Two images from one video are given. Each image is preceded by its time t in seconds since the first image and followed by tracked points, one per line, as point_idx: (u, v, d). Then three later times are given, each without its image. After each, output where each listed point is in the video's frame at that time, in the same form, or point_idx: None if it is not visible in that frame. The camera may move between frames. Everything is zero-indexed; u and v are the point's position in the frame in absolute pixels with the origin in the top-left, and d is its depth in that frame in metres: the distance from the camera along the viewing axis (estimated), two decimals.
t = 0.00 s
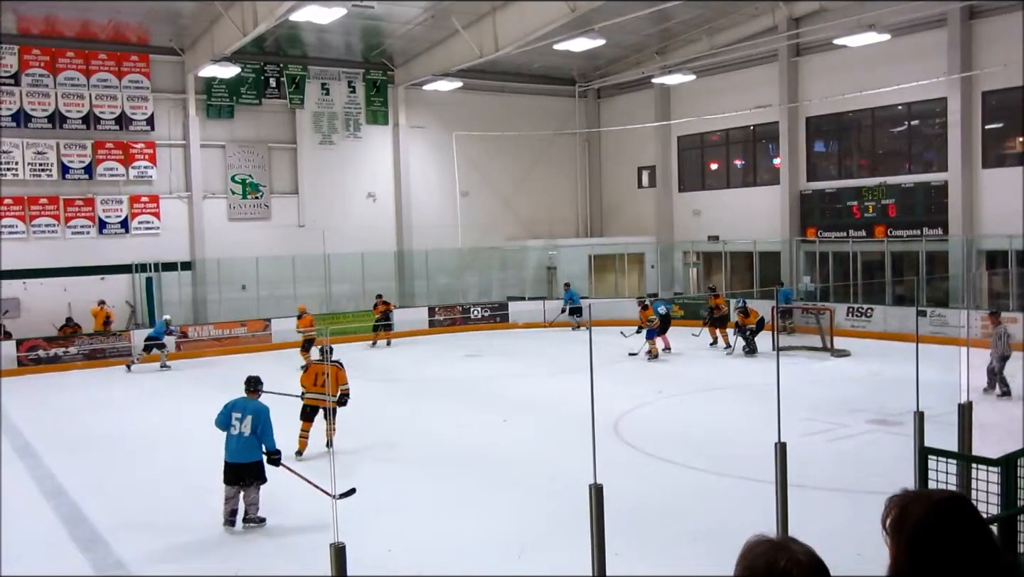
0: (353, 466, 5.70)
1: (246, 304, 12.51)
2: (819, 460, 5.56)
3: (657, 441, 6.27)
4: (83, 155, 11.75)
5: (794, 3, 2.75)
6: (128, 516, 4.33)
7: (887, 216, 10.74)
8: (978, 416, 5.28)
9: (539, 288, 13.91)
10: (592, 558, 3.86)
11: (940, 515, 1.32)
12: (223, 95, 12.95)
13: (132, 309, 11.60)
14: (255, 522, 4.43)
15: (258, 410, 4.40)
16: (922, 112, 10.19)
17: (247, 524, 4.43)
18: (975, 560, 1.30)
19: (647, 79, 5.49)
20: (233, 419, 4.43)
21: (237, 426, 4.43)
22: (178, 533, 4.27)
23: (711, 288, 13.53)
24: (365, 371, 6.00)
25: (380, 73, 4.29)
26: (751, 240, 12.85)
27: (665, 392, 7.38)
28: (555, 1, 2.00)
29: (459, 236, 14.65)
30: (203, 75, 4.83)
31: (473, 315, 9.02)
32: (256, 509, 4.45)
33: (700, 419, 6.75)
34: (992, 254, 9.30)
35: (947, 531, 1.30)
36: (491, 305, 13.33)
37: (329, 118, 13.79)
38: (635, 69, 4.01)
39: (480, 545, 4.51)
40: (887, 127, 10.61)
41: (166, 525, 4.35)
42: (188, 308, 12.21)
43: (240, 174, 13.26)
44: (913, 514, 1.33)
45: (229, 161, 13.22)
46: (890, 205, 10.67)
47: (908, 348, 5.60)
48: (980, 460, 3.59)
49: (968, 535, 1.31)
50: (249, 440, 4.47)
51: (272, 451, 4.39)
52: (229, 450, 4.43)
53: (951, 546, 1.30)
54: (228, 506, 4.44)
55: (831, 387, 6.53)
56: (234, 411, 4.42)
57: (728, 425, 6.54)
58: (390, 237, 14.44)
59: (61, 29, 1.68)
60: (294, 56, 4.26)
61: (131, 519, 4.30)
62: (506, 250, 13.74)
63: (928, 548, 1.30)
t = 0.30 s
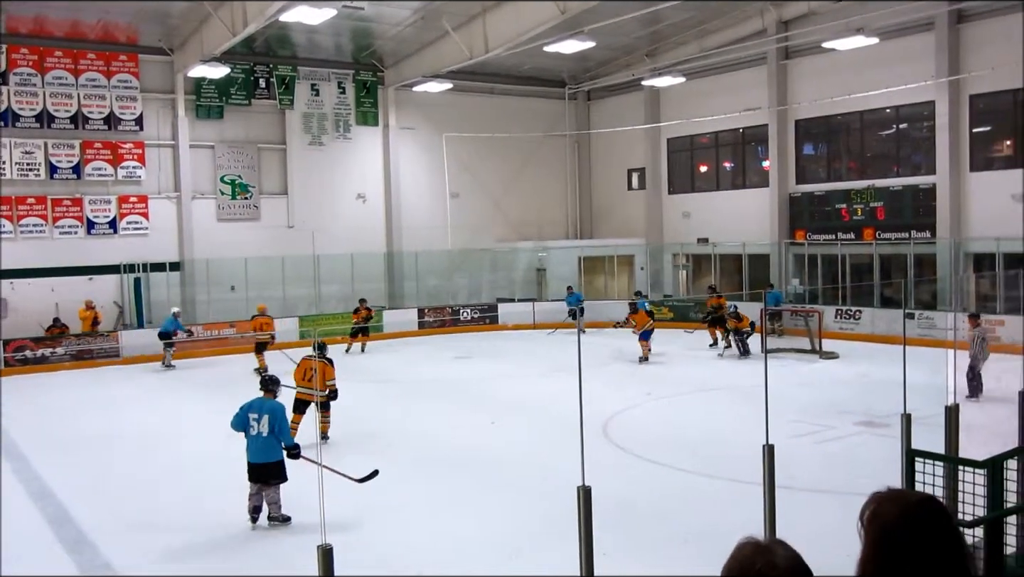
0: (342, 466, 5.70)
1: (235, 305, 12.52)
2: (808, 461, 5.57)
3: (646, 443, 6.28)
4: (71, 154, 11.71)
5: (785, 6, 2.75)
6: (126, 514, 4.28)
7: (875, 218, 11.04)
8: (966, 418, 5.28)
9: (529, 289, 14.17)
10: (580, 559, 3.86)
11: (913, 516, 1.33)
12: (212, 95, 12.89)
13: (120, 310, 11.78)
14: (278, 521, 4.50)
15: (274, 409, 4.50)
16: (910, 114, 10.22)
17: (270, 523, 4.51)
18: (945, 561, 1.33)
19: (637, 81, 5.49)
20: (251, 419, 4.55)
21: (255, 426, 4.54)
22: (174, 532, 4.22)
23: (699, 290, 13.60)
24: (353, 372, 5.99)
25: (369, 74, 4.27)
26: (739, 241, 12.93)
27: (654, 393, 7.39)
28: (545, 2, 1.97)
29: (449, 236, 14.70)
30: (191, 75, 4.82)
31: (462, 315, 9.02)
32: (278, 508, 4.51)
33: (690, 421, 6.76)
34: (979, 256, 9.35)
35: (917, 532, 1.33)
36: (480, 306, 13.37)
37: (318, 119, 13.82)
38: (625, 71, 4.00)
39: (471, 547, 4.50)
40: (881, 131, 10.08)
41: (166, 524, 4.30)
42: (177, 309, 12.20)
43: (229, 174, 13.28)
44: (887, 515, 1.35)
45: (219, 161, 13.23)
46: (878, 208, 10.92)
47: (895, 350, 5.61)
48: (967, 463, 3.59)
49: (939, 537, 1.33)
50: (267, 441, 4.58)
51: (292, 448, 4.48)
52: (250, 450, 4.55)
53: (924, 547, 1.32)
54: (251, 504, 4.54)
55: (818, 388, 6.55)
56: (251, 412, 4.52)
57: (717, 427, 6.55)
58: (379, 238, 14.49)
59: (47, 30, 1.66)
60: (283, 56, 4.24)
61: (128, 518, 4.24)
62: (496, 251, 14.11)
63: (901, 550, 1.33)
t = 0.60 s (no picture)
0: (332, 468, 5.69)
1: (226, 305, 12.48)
2: (798, 464, 5.58)
3: (637, 445, 6.28)
4: (63, 153, 11.67)
5: (777, 10, 2.76)
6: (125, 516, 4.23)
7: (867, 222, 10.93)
8: (957, 421, 5.30)
9: (521, 291, 14.05)
10: (572, 560, 3.85)
11: (892, 518, 1.34)
12: (205, 95, 12.90)
13: (111, 309, 11.56)
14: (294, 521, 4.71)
15: (281, 410, 4.74)
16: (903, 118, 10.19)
17: (286, 521, 4.74)
18: (928, 562, 1.34)
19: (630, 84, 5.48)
20: (264, 420, 4.82)
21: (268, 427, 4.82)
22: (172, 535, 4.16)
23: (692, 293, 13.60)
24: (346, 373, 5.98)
25: (361, 74, 4.26)
26: (732, 244, 12.92)
27: (646, 396, 7.39)
28: (537, 2, 1.95)
29: (442, 237, 14.68)
30: (185, 75, 4.81)
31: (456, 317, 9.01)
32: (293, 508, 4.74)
33: (680, 423, 6.77)
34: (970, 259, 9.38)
35: (900, 535, 1.33)
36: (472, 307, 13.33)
37: (311, 119, 13.83)
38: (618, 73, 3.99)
39: (462, 549, 4.50)
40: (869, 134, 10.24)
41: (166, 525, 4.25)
42: (169, 308, 12.16)
43: (221, 175, 13.26)
44: (868, 518, 1.35)
45: (211, 161, 13.22)
46: (870, 212, 10.81)
47: (887, 353, 5.62)
48: (957, 466, 3.60)
49: (922, 539, 1.34)
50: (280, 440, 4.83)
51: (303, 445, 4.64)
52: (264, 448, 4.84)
53: (908, 550, 1.33)
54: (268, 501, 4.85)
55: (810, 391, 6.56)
56: (263, 413, 4.81)
57: (708, 429, 6.56)
58: (372, 239, 14.45)
59: (40, 27, 1.65)
60: (277, 57, 4.23)
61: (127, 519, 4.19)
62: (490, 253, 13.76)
63: (883, 551, 1.33)
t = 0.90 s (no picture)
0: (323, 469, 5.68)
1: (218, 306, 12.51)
2: (789, 465, 5.60)
3: (628, 446, 6.30)
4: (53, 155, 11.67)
5: (768, 11, 2.76)
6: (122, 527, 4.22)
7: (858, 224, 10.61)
8: (947, 422, 5.31)
9: (512, 292, 14.12)
10: (561, 559, 3.88)
11: (882, 519, 1.34)
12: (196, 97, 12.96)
13: (101, 310, 11.66)
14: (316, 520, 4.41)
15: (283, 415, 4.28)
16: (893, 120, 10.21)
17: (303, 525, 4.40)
18: (919, 563, 1.33)
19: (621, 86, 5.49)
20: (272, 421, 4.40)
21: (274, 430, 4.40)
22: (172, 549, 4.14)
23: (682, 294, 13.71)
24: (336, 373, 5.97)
25: (353, 76, 4.26)
26: (722, 245, 12.99)
27: (637, 397, 7.41)
28: (529, 3, 1.94)
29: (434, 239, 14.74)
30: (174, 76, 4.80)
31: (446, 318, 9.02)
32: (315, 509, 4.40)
33: (671, 424, 6.79)
34: (959, 260, 9.45)
35: (891, 536, 1.33)
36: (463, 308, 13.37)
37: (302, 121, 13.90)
38: (609, 75, 3.98)
39: (453, 549, 4.51)
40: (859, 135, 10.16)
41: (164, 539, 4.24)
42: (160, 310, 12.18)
43: (212, 177, 13.44)
44: (861, 520, 1.35)
45: (202, 162, 13.36)
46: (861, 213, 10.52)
47: (877, 354, 5.63)
48: (947, 466, 3.60)
49: (912, 540, 1.34)
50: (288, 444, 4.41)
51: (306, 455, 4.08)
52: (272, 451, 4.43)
53: (898, 550, 1.33)
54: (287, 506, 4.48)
55: (798, 391, 6.59)
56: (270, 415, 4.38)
57: (698, 430, 6.58)
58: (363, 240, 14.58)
59: (31, 29, 1.63)
60: (268, 58, 4.22)
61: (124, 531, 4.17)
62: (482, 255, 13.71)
63: (876, 554, 1.33)
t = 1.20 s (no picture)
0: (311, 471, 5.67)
1: (207, 307, 12.88)
2: (778, 465, 5.61)
3: (617, 447, 6.30)
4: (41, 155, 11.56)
5: (758, 12, 2.76)
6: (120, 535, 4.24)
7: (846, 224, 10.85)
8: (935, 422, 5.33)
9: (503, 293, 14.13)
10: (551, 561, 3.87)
11: (872, 519, 1.35)
12: (185, 98, 12.98)
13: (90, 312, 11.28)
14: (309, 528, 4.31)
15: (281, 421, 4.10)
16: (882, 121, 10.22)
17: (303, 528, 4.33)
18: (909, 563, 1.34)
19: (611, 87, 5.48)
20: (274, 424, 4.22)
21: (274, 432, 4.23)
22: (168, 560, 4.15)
23: (672, 294, 13.71)
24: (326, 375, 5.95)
25: (342, 77, 4.24)
26: (712, 246, 13.01)
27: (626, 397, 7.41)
28: (519, 3, 1.94)
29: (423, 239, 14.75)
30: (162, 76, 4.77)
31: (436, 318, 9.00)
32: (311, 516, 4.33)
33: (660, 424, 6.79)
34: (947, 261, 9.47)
35: (881, 536, 1.34)
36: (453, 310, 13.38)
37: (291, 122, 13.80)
38: (598, 76, 3.98)
39: (440, 550, 4.51)
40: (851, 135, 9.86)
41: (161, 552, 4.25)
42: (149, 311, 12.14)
43: (201, 178, 13.70)
44: (853, 522, 1.36)
45: (191, 163, 13.62)
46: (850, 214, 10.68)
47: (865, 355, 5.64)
48: (936, 466, 3.61)
49: (903, 540, 1.34)
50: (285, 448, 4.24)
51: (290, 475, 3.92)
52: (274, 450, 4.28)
53: (888, 551, 1.33)
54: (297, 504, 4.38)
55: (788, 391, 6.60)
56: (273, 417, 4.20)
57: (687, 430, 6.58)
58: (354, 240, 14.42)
59: (18, 29, 1.61)
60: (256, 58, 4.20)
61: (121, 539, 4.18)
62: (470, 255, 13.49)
63: (867, 556, 1.33)
